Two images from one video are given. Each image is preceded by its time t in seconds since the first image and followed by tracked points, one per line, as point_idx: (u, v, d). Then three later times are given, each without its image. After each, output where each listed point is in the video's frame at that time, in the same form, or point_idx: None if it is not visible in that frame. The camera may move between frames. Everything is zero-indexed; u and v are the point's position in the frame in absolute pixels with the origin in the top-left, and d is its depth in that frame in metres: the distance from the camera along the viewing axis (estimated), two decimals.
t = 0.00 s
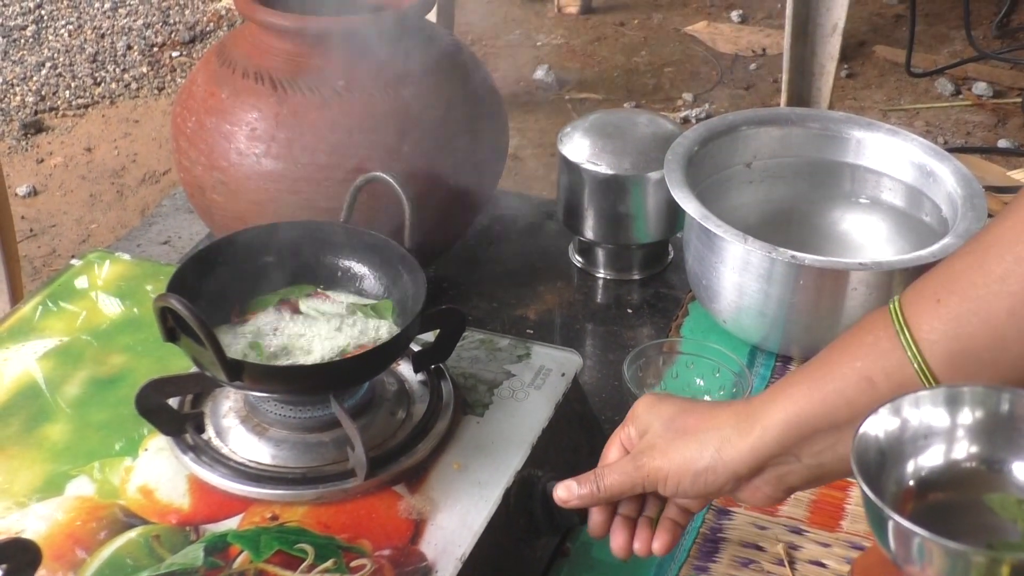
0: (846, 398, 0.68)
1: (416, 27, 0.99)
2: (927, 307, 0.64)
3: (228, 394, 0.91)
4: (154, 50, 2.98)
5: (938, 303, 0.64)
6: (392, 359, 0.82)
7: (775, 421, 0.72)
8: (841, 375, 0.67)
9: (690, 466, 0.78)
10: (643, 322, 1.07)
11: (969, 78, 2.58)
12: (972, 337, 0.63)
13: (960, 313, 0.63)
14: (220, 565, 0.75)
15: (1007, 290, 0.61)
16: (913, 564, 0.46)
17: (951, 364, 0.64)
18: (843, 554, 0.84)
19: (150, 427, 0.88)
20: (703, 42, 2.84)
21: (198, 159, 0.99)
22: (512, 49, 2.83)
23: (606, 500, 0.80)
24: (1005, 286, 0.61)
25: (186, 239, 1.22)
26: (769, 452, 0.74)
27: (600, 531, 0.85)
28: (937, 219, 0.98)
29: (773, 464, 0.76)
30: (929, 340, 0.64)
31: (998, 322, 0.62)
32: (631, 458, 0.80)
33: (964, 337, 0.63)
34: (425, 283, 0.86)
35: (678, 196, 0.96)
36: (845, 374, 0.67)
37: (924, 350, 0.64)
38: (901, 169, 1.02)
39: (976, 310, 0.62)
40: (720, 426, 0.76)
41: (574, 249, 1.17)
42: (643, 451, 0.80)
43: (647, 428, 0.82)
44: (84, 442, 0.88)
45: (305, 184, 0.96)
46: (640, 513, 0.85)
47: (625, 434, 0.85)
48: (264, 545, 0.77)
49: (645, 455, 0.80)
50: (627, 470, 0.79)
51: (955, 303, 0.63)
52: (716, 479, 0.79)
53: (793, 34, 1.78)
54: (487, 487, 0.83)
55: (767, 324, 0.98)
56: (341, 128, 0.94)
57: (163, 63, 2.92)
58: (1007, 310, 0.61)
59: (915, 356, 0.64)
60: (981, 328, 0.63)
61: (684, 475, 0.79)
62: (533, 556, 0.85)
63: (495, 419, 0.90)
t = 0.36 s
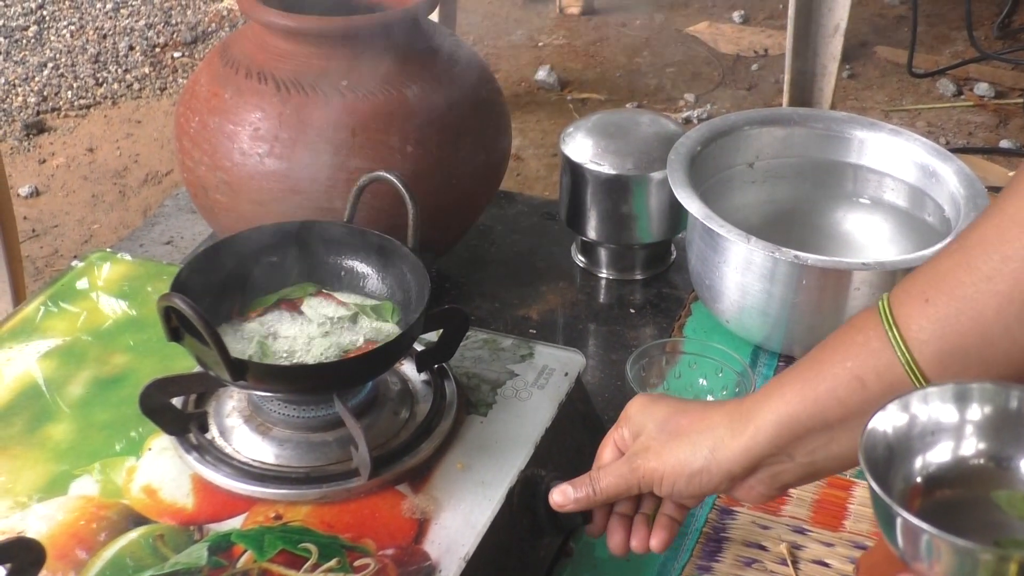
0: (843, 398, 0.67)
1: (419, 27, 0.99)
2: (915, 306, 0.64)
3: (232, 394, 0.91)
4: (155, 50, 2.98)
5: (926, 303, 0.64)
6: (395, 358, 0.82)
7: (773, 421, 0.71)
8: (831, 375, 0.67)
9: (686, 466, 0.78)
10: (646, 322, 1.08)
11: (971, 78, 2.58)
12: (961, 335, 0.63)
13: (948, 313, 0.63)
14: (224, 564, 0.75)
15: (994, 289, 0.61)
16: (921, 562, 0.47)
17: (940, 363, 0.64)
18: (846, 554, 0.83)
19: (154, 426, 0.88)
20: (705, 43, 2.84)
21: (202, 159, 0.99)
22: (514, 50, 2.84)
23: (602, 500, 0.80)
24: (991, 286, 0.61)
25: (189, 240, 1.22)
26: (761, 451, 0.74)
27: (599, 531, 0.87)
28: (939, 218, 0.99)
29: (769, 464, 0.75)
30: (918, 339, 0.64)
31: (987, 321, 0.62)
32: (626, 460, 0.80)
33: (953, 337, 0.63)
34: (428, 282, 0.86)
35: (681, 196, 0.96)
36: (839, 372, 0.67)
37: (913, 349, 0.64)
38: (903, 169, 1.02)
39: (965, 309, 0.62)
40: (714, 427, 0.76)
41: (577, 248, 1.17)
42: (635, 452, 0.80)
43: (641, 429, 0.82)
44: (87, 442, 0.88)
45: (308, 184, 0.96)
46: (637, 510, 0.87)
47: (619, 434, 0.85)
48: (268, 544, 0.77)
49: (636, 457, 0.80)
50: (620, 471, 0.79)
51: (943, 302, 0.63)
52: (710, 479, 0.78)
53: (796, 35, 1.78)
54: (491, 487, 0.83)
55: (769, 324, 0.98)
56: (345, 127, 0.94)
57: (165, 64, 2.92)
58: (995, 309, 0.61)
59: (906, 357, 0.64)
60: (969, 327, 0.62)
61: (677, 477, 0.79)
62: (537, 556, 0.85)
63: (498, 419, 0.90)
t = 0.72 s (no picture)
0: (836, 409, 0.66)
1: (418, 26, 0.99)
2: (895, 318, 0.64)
3: (232, 394, 0.91)
4: (155, 50, 2.98)
5: (905, 315, 0.63)
6: (395, 357, 0.82)
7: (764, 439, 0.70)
8: (813, 392, 0.67)
9: (676, 479, 0.77)
10: (646, 321, 1.07)
11: (971, 78, 2.58)
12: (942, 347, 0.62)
13: (927, 324, 0.62)
14: (224, 563, 0.75)
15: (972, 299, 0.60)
16: (918, 561, 0.46)
17: (921, 373, 0.63)
18: (846, 553, 0.83)
19: (154, 426, 0.88)
20: (705, 42, 2.84)
21: (202, 158, 0.99)
22: (514, 50, 2.84)
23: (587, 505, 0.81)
24: (969, 296, 0.60)
25: (189, 239, 1.22)
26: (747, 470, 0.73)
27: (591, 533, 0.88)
28: (939, 217, 0.98)
29: (755, 481, 0.74)
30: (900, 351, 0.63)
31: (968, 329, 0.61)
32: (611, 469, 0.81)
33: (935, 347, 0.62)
34: (428, 281, 0.86)
35: (681, 195, 0.96)
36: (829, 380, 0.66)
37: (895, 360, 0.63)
38: (903, 168, 1.02)
39: (945, 319, 0.62)
40: (697, 445, 0.75)
41: (577, 248, 1.17)
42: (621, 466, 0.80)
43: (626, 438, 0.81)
44: (87, 442, 0.87)
45: (308, 183, 0.96)
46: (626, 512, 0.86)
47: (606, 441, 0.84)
48: (268, 543, 0.77)
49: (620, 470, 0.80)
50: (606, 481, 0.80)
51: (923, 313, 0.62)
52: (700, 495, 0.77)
53: (796, 33, 1.78)
54: (491, 486, 0.83)
55: (769, 323, 0.98)
56: (345, 126, 0.94)
57: (164, 63, 2.93)
58: (974, 318, 0.61)
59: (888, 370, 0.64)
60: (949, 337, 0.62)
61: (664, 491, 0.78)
62: (537, 556, 0.84)
63: (498, 418, 0.90)
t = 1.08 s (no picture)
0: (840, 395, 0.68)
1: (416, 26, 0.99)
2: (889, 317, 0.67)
3: (230, 394, 0.91)
4: (154, 51, 2.99)
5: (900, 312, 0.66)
6: (393, 357, 0.82)
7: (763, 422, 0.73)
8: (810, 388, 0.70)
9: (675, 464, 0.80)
10: (644, 321, 1.07)
11: (970, 78, 2.59)
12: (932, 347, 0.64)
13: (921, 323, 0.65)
14: (223, 563, 0.75)
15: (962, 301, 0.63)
16: (916, 557, 0.47)
17: (907, 369, 0.65)
18: (845, 552, 0.83)
19: (153, 426, 0.88)
20: (704, 42, 2.84)
21: (200, 158, 0.99)
22: (513, 50, 2.84)
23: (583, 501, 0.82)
24: (961, 294, 0.63)
25: (188, 240, 1.22)
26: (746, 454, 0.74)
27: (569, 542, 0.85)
28: (937, 218, 0.98)
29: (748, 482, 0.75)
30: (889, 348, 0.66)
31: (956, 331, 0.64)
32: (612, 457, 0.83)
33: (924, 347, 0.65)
34: (427, 281, 0.86)
35: (679, 196, 0.96)
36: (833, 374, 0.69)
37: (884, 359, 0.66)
38: (901, 168, 1.02)
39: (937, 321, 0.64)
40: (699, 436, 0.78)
41: (575, 248, 1.17)
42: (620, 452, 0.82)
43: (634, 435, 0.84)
44: (86, 442, 0.88)
45: (306, 183, 0.96)
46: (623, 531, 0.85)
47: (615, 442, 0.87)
48: (266, 543, 0.77)
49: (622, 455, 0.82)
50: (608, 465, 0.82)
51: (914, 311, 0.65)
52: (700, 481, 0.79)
53: (794, 33, 1.78)
54: (489, 486, 0.83)
55: (768, 324, 0.98)
56: (343, 127, 0.94)
57: (164, 64, 2.93)
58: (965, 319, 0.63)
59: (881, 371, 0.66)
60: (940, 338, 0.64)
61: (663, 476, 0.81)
62: (534, 555, 0.85)
63: (496, 418, 0.90)
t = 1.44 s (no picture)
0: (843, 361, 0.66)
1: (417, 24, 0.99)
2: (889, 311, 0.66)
3: (231, 392, 0.91)
4: (155, 50, 2.99)
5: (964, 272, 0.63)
6: (395, 356, 0.82)
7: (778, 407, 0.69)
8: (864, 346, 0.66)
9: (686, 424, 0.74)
10: (645, 320, 1.07)
11: (971, 77, 2.59)
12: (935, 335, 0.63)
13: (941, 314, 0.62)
14: (224, 561, 0.75)
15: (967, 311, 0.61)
16: (918, 555, 0.47)
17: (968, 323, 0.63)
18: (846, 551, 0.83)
19: (153, 424, 0.88)
20: (704, 42, 2.84)
21: (201, 156, 0.99)
22: (513, 49, 2.84)
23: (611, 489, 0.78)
24: None
25: (188, 238, 1.22)
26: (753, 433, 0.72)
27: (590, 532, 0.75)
28: (939, 217, 0.98)
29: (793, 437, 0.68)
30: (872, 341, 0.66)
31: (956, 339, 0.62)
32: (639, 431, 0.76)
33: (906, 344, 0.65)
34: (428, 279, 0.86)
35: (680, 194, 0.96)
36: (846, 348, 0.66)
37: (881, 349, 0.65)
38: (902, 167, 1.02)
39: (982, 291, 0.62)
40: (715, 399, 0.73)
41: (576, 247, 1.17)
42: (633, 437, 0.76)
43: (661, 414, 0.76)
44: (86, 440, 0.87)
45: (307, 182, 0.96)
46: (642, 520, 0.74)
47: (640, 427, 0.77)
48: (267, 541, 0.77)
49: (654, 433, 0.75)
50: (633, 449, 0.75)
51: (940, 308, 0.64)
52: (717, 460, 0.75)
53: (795, 32, 1.78)
54: (490, 484, 0.83)
55: (769, 322, 0.98)
56: (344, 125, 0.94)
57: (164, 63, 2.93)
58: (979, 327, 0.63)
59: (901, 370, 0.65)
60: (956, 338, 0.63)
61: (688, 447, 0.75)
62: (536, 552, 0.85)
63: (498, 416, 0.90)
